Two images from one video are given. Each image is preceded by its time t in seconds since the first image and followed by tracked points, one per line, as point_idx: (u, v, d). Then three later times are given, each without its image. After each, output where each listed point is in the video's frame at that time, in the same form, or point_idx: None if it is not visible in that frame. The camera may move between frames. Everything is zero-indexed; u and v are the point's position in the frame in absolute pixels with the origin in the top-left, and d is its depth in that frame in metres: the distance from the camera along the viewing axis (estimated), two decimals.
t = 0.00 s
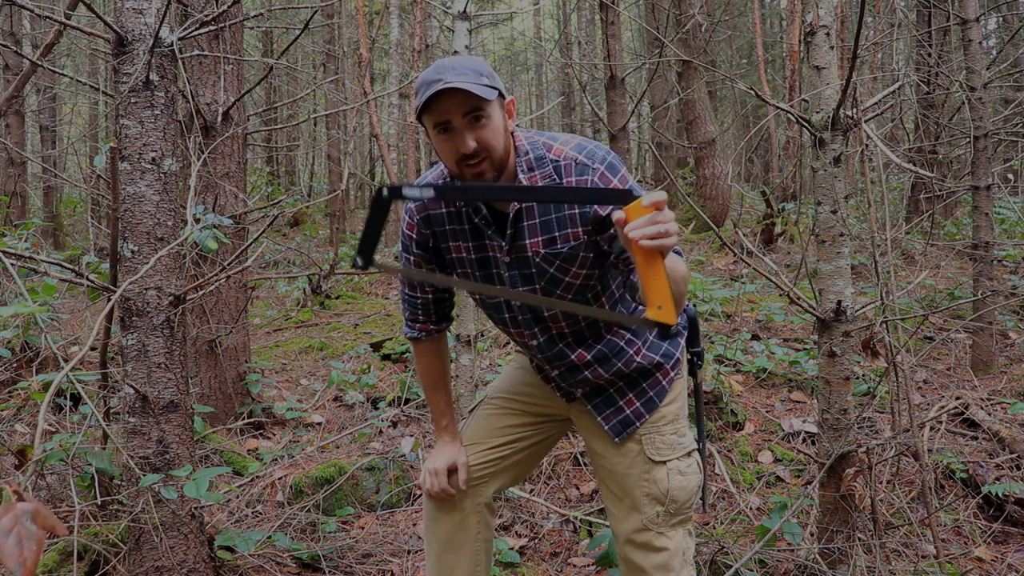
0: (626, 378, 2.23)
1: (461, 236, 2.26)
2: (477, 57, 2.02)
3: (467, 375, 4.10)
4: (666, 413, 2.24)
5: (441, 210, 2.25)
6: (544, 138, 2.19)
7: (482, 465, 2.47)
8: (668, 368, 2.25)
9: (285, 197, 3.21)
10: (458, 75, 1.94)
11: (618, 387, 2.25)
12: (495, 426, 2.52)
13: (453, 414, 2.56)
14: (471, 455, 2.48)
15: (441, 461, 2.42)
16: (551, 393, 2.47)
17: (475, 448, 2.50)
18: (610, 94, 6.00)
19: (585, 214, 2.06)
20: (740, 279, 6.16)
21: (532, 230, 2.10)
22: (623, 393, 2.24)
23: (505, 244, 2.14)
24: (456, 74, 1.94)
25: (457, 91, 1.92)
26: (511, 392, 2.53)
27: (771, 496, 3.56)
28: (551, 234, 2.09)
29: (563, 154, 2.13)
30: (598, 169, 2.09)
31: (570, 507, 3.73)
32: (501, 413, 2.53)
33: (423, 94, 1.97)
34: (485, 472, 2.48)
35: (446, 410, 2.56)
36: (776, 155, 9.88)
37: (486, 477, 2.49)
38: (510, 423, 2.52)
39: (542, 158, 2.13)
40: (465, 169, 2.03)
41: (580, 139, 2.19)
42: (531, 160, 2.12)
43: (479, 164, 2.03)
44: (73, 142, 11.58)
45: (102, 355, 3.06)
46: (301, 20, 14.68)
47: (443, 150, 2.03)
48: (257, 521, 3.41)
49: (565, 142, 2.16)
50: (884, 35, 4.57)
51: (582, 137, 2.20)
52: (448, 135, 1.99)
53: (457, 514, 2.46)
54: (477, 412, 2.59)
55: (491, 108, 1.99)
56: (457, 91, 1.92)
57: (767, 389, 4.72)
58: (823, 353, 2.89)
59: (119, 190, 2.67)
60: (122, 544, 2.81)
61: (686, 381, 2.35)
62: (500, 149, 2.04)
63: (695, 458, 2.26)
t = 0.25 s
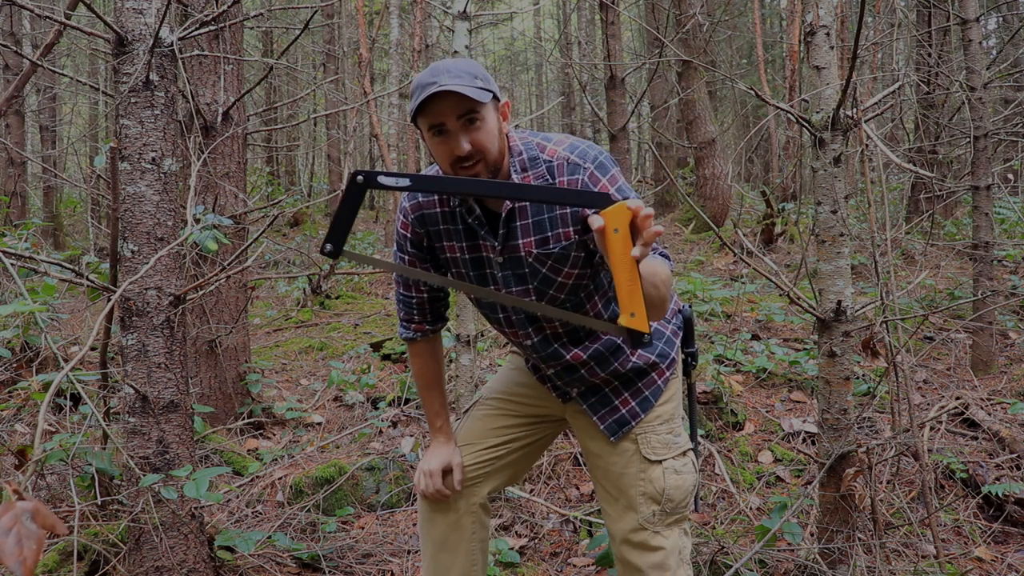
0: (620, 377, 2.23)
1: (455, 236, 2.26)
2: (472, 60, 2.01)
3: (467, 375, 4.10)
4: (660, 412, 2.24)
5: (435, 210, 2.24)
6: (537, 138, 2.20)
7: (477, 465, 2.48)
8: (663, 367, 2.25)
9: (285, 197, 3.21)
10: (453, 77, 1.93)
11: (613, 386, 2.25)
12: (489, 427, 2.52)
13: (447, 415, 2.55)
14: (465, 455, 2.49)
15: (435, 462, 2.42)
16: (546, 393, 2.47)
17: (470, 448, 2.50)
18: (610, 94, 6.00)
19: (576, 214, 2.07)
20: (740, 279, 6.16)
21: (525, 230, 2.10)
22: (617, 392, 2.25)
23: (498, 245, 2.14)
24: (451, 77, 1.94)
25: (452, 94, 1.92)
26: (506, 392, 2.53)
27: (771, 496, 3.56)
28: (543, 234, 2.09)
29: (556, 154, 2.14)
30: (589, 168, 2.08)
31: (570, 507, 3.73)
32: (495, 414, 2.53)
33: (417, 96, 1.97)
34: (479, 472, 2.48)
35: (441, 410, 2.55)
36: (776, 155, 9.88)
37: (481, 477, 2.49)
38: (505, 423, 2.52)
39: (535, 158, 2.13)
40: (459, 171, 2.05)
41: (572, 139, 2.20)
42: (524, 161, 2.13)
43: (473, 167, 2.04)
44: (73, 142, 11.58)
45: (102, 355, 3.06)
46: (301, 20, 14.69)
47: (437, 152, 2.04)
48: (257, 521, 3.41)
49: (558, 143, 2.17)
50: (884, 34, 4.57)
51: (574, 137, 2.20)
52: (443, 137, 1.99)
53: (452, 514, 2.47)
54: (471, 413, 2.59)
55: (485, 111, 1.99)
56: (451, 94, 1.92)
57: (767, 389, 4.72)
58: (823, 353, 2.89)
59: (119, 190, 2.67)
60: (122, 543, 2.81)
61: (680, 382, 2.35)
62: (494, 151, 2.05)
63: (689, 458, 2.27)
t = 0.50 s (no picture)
0: (617, 377, 2.23)
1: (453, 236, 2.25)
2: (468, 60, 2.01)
3: (467, 375, 4.10)
4: (658, 413, 2.24)
5: (433, 210, 2.24)
6: (533, 137, 2.19)
7: (475, 465, 2.48)
8: (660, 367, 2.25)
9: (285, 197, 3.21)
10: (449, 78, 1.94)
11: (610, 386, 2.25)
12: (487, 427, 2.52)
13: (445, 415, 2.55)
14: (463, 455, 2.49)
15: (433, 461, 2.42)
16: (544, 393, 2.47)
17: (468, 448, 2.50)
18: (610, 94, 6.00)
19: (573, 212, 2.08)
20: (740, 279, 6.16)
21: (522, 229, 2.10)
22: (615, 393, 2.25)
23: (496, 244, 2.15)
24: (448, 78, 1.94)
25: (449, 95, 1.93)
26: (503, 392, 2.53)
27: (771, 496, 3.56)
28: (539, 233, 2.09)
29: (552, 153, 2.13)
30: (585, 165, 2.09)
31: (570, 507, 3.73)
32: (493, 414, 2.53)
33: (414, 97, 1.97)
34: (477, 472, 2.48)
35: (438, 410, 2.55)
36: (777, 155, 9.88)
37: (479, 477, 2.49)
38: (503, 423, 2.52)
39: (531, 157, 2.12)
40: (456, 171, 2.05)
41: (567, 137, 2.20)
42: (520, 160, 2.12)
43: (470, 167, 2.04)
44: (73, 142, 11.58)
45: (102, 355, 3.06)
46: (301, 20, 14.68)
47: (434, 153, 2.04)
48: (257, 521, 3.41)
49: (554, 142, 2.16)
50: (884, 34, 4.57)
51: (569, 135, 2.20)
52: (440, 138, 2.00)
53: (449, 514, 2.47)
54: (469, 413, 2.59)
55: (482, 111, 1.99)
56: (448, 96, 1.93)
57: (767, 389, 4.73)
58: (823, 353, 2.89)
59: (119, 190, 2.67)
60: (122, 543, 2.81)
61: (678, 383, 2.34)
62: (491, 152, 2.05)
63: (687, 458, 2.26)
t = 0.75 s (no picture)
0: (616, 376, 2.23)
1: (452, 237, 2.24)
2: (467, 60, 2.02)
3: (467, 375, 4.11)
4: (657, 413, 2.24)
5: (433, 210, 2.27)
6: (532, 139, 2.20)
7: (474, 465, 2.48)
8: (660, 368, 2.26)
9: (285, 197, 3.21)
10: (448, 80, 1.94)
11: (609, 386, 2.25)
12: (487, 427, 2.52)
13: (445, 415, 2.55)
14: (462, 455, 2.49)
15: (432, 461, 2.42)
16: (543, 393, 2.47)
17: (467, 448, 2.50)
18: (610, 94, 6.00)
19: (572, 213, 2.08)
20: (740, 279, 6.16)
21: (522, 230, 2.10)
22: (615, 392, 2.25)
23: (495, 245, 2.14)
24: (446, 79, 1.94)
25: (448, 97, 1.93)
26: (503, 393, 2.53)
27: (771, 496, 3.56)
28: (538, 234, 2.10)
29: (551, 154, 2.13)
30: (584, 166, 2.10)
31: (571, 507, 3.73)
32: (492, 414, 2.53)
33: (413, 99, 1.97)
34: (477, 472, 2.48)
35: (437, 411, 2.54)
36: (777, 155, 9.87)
37: (478, 477, 2.49)
38: (503, 423, 2.52)
39: (531, 158, 2.13)
40: (455, 173, 2.04)
41: (566, 138, 2.20)
42: (519, 162, 2.13)
43: (470, 168, 2.03)
44: (73, 142, 11.59)
45: (102, 355, 3.06)
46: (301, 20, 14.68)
47: (433, 155, 2.03)
48: (257, 521, 3.41)
49: (553, 142, 2.16)
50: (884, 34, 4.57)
51: (568, 136, 2.21)
52: (439, 140, 1.99)
53: (449, 514, 2.47)
54: (469, 412, 2.58)
55: (481, 113, 1.99)
56: (446, 98, 1.92)
57: (767, 389, 4.73)
58: (823, 353, 2.89)
59: (119, 190, 2.67)
60: (122, 543, 2.81)
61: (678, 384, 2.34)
62: (491, 153, 2.04)
63: (686, 458, 2.26)
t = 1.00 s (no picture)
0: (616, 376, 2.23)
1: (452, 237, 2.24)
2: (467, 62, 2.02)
3: (467, 374, 4.11)
4: (657, 413, 2.24)
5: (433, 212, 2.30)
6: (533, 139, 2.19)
7: (474, 464, 2.48)
8: (660, 368, 2.26)
9: (285, 197, 3.21)
10: (449, 82, 1.94)
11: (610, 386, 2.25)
12: (486, 427, 2.52)
13: (444, 415, 2.55)
14: (462, 455, 2.49)
15: (432, 461, 2.42)
16: (543, 393, 2.47)
17: (467, 449, 2.50)
18: (610, 94, 5.99)
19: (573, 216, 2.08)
20: (740, 279, 6.17)
21: (522, 232, 2.10)
22: (615, 392, 2.25)
23: (496, 247, 2.14)
24: (447, 81, 1.94)
25: (448, 99, 1.92)
26: (503, 393, 2.53)
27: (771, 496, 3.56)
28: (539, 236, 2.09)
29: (552, 156, 2.13)
30: (585, 168, 2.10)
31: (570, 507, 3.73)
32: (492, 414, 2.53)
33: (414, 102, 1.97)
34: (476, 472, 2.48)
35: (437, 411, 2.54)
36: (777, 155, 9.87)
37: (478, 477, 2.49)
38: (502, 423, 2.52)
39: (531, 160, 2.12)
40: (457, 175, 2.04)
41: (567, 138, 2.19)
42: (520, 163, 2.12)
43: (471, 171, 2.03)
44: (73, 142, 11.59)
45: (102, 355, 3.06)
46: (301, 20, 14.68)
47: (434, 157, 2.03)
48: (257, 521, 3.41)
49: (554, 143, 2.15)
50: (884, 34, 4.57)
51: (569, 137, 2.20)
52: (440, 142, 1.98)
53: (448, 514, 2.47)
54: (468, 413, 2.59)
55: (482, 115, 1.99)
56: (447, 101, 1.92)
57: (767, 389, 4.73)
58: (823, 353, 2.89)
59: (119, 190, 2.67)
60: (122, 543, 2.81)
61: (678, 385, 2.34)
62: (492, 155, 2.04)
63: (686, 459, 2.26)
